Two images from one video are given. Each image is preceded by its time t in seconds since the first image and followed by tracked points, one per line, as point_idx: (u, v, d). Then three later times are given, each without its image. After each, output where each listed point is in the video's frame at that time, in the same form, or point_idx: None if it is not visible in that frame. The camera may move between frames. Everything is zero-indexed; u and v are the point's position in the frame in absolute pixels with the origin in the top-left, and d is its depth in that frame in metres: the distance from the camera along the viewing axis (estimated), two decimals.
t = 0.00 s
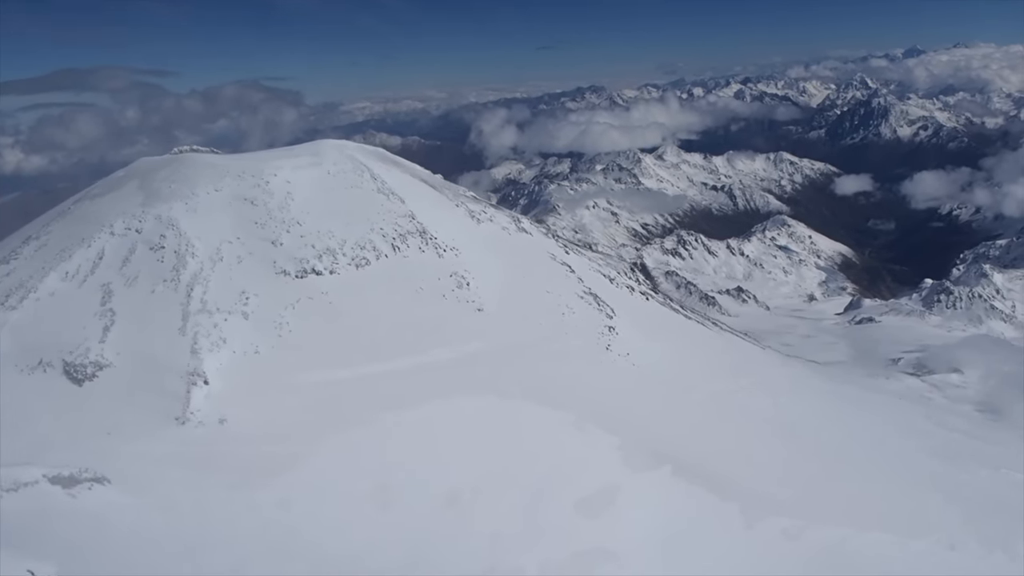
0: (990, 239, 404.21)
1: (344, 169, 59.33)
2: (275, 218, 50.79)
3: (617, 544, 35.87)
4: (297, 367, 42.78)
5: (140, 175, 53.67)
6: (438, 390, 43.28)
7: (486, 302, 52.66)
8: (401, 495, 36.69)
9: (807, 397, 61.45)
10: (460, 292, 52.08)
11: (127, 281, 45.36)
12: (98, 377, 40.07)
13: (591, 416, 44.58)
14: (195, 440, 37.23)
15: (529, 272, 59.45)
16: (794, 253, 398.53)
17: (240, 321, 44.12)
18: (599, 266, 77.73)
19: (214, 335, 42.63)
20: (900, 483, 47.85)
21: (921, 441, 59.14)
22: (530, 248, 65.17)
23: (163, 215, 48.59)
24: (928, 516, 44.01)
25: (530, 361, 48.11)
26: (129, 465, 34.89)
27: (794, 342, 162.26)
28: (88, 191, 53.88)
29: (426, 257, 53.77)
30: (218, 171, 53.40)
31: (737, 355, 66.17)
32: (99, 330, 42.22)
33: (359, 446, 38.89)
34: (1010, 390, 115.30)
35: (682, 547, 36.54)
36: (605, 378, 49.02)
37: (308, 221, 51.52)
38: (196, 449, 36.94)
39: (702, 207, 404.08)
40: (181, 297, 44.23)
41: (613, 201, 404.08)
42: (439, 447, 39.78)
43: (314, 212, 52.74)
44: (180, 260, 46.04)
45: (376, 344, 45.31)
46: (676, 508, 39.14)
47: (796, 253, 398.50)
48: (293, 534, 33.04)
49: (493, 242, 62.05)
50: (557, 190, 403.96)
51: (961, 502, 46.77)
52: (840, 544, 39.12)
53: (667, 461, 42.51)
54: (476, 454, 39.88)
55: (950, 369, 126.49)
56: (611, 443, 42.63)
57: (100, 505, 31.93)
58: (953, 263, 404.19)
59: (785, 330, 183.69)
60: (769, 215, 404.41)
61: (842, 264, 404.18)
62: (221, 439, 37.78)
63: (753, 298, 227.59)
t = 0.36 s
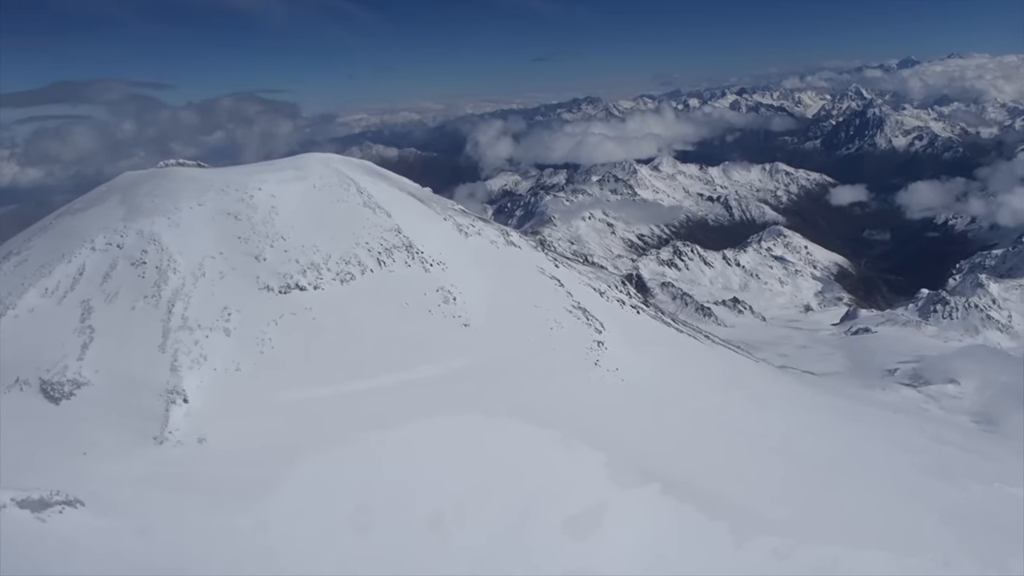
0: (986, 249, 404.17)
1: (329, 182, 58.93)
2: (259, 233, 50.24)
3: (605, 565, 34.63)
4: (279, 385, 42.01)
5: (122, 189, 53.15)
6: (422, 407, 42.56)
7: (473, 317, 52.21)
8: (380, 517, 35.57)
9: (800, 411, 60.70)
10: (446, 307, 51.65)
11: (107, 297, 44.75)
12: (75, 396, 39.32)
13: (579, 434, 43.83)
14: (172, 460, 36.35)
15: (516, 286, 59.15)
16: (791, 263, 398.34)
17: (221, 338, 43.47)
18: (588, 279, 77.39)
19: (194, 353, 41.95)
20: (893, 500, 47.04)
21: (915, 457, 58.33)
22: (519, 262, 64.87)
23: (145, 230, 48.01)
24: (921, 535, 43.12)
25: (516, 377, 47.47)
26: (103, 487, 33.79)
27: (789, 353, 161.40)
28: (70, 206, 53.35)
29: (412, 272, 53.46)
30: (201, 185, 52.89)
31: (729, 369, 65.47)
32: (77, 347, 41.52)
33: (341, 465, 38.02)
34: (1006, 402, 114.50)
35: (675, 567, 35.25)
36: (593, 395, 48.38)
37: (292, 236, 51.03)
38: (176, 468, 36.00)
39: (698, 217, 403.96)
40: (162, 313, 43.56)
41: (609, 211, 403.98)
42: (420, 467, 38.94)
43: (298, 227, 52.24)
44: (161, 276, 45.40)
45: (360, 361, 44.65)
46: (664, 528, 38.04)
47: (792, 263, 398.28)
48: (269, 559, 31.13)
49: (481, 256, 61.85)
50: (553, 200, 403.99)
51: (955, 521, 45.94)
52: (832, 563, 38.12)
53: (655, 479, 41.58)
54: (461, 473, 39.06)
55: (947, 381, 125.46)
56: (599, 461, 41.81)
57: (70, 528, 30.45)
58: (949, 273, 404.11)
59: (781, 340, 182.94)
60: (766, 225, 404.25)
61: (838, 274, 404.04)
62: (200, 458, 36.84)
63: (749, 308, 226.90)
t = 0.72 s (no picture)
0: (981, 258, 403.98)
1: (314, 196, 58.56)
2: (241, 246, 49.52)
3: None
4: (259, 401, 41.06)
5: (104, 203, 52.50)
6: (405, 422, 41.63)
7: (459, 332, 51.73)
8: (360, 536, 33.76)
9: (793, 424, 59.81)
10: (431, 321, 51.13)
11: (86, 312, 43.95)
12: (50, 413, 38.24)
13: (566, 449, 42.88)
14: (149, 480, 35.21)
15: (504, 299, 59.14)
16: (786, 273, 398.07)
17: (201, 353, 42.59)
18: (577, 292, 77.14)
19: (173, 369, 41.02)
20: (888, 515, 46.05)
21: (908, 470, 57.45)
22: (505, 276, 64.70)
23: (125, 244, 47.31)
24: (917, 550, 42.02)
25: (502, 392, 46.69)
26: (74, 507, 32.49)
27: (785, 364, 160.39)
28: (51, 220, 52.62)
29: (398, 285, 53.16)
30: (184, 198, 52.30)
31: (721, 382, 64.66)
32: (53, 364, 40.50)
33: (322, 482, 36.44)
34: (1002, 412, 113.70)
35: None
36: (580, 410, 47.63)
37: (276, 249, 50.38)
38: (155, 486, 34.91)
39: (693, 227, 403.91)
40: (141, 329, 42.69)
41: (604, 221, 403.94)
42: (404, 484, 37.42)
43: (282, 240, 51.64)
44: (141, 290, 44.56)
45: (344, 376, 43.80)
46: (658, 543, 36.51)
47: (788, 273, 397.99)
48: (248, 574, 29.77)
49: (468, 269, 62.16)
50: (548, 211, 404.00)
51: (951, 536, 44.97)
52: None
53: (644, 496, 40.35)
54: (447, 490, 37.70)
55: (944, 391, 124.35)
56: (587, 477, 40.70)
57: (38, 551, 28.34)
58: (945, 282, 403.84)
59: (777, 350, 182.00)
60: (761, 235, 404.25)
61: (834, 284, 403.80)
62: (176, 476, 35.66)
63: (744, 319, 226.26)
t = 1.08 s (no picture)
0: (974, 260, 404.10)
1: (296, 199, 58.30)
2: (221, 251, 49.01)
3: None
4: (236, 409, 40.31)
5: (82, 207, 51.69)
6: (386, 430, 40.99)
7: (442, 338, 51.50)
8: (335, 545, 32.51)
9: (779, 430, 59.41)
10: (414, 327, 50.88)
11: (61, 318, 42.65)
12: (24, 423, 36.51)
13: (548, 458, 42.29)
14: (122, 492, 33.70)
15: (488, 304, 59.20)
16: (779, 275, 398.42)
17: (178, 361, 41.73)
18: (564, 296, 76.99)
19: (149, 376, 40.00)
20: (874, 523, 45.41)
21: (896, 476, 57.01)
22: (490, 280, 64.97)
23: (102, 249, 46.44)
24: (902, 559, 41.36)
25: (484, 400, 46.11)
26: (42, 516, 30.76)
27: (777, 366, 160.08)
28: (26, 224, 51.55)
29: (380, 290, 52.87)
30: (162, 202, 51.68)
31: (708, 388, 64.18)
32: (27, 372, 38.98)
33: (298, 497, 35.16)
34: (992, 415, 113.52)
35: None
36: (564, 417, 47.18)
37: (256, 254, 49.90)
38: (129, 496, 33.54)
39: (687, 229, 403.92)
40: (117, 335, 41.61)
41: (598, 223, 403.96)
42: (382, 495, 36.43)
43: (262, 244, 51.18)
44: (117, 296, 43.63)
45: (323, 383, 43.14)
46: (643, 552, 35.44)
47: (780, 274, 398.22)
48: None
49: (452, 274, 62.18)
50: (541, 212, 403.95)
51: (938, 544, 44.36)
52: None
53: (628, 505, 39.60)
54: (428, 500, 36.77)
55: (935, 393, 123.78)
56: (570, 486, 39.99)
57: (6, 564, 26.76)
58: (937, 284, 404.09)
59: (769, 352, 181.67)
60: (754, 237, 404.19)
61: (827, 285, 403.96)
62: (149, 487, 34.29)
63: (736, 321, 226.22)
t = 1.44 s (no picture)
0: (967, 262, 404.32)
1: (278, 202, 58.73)
2: (200, 255, 48.60)
3: None
4: (215, 416, 39.29)
5: (60, 211, 50.98)
6: (367, 438, 40.31)
7: (425, 343, 52.02)
8: (313, 561, 30.78)
9: (767, 436, 58.95)
10: (397, 332, 51.49)
11: (36, 323, 41.67)
12: None
13: (531, 467, 41.67)
14: (94, 501, 32.39)
15: (470, 309, 60.49)
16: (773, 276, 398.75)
17: (156, 367, 40.79)
18: (550, 301, 76.85)
19: (125, 383, 38.96)
20: (862, 531, 44.88)
21: (885, 483, 56.48)
22: (475, 285, 65.91)
23: (79, 253, 45.55)
24: (892, 566, 40.65)
25: (466, 408, 45.58)
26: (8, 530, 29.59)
27: (769, 368, 159.83)
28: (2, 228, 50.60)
29: (363, 295, 53.55)
30: (141, 205, 51.12)
31: (696, 394, 63.74)
32: None
33: (279, 504, 34.04)
34: (983, 418, 113.48)
35: None
36: (547, 425, 46.80)
37: (236, 258, 49.65)
38: (103, 507, 32.26)
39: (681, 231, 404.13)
40: (93, 341, 40.56)
41: (592, 224, 403.97)
42: (365, 503, 35.41)
43: (242, 248, 51.11)
44: (94, 301, 42.81)
45: (303, 391, 42.56)
46: (630, 561, 34.58)
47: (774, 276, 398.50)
48: None
49: (436, 278, 63.50)
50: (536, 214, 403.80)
51: (926, 552, 43.80)
52: None
53: (613, 515, 38.91)
54: (411, 509, 35.74)
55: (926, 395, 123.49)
56: (553, 495, 39.30)
57: None
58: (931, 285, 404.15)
59: (762, 354, 181.51)
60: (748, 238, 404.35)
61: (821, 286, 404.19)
62: (123, 497, 33.03)
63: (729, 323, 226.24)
